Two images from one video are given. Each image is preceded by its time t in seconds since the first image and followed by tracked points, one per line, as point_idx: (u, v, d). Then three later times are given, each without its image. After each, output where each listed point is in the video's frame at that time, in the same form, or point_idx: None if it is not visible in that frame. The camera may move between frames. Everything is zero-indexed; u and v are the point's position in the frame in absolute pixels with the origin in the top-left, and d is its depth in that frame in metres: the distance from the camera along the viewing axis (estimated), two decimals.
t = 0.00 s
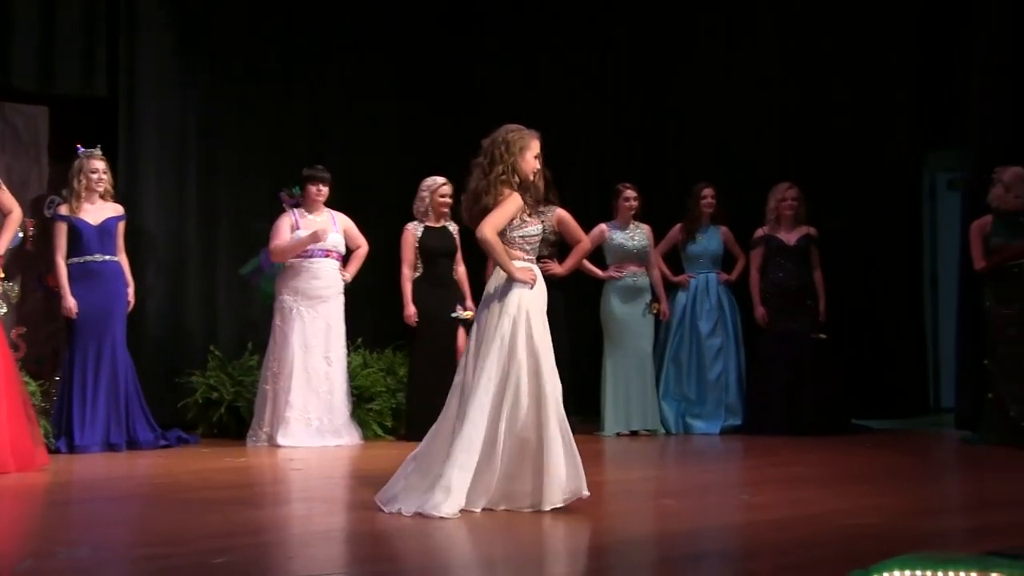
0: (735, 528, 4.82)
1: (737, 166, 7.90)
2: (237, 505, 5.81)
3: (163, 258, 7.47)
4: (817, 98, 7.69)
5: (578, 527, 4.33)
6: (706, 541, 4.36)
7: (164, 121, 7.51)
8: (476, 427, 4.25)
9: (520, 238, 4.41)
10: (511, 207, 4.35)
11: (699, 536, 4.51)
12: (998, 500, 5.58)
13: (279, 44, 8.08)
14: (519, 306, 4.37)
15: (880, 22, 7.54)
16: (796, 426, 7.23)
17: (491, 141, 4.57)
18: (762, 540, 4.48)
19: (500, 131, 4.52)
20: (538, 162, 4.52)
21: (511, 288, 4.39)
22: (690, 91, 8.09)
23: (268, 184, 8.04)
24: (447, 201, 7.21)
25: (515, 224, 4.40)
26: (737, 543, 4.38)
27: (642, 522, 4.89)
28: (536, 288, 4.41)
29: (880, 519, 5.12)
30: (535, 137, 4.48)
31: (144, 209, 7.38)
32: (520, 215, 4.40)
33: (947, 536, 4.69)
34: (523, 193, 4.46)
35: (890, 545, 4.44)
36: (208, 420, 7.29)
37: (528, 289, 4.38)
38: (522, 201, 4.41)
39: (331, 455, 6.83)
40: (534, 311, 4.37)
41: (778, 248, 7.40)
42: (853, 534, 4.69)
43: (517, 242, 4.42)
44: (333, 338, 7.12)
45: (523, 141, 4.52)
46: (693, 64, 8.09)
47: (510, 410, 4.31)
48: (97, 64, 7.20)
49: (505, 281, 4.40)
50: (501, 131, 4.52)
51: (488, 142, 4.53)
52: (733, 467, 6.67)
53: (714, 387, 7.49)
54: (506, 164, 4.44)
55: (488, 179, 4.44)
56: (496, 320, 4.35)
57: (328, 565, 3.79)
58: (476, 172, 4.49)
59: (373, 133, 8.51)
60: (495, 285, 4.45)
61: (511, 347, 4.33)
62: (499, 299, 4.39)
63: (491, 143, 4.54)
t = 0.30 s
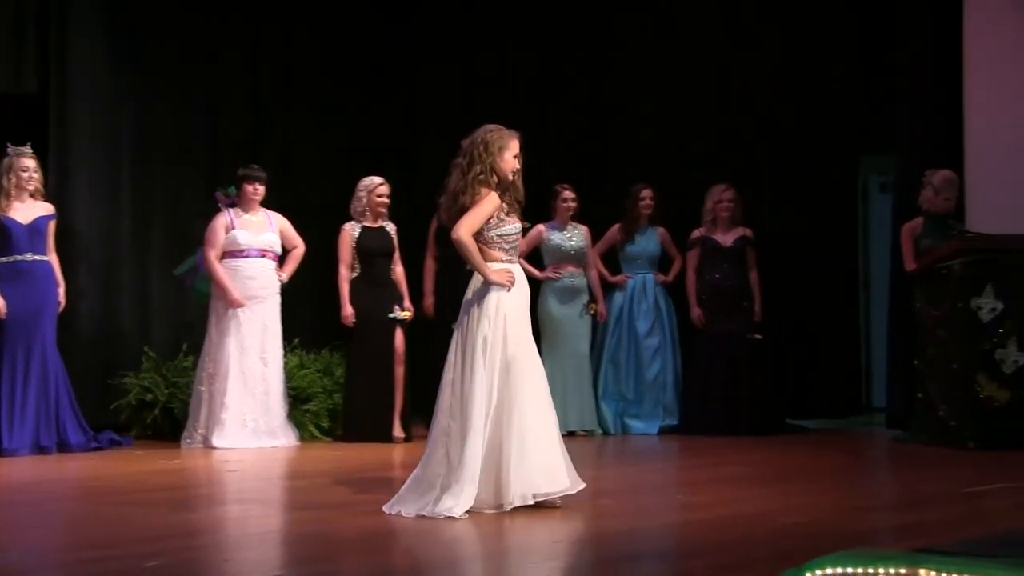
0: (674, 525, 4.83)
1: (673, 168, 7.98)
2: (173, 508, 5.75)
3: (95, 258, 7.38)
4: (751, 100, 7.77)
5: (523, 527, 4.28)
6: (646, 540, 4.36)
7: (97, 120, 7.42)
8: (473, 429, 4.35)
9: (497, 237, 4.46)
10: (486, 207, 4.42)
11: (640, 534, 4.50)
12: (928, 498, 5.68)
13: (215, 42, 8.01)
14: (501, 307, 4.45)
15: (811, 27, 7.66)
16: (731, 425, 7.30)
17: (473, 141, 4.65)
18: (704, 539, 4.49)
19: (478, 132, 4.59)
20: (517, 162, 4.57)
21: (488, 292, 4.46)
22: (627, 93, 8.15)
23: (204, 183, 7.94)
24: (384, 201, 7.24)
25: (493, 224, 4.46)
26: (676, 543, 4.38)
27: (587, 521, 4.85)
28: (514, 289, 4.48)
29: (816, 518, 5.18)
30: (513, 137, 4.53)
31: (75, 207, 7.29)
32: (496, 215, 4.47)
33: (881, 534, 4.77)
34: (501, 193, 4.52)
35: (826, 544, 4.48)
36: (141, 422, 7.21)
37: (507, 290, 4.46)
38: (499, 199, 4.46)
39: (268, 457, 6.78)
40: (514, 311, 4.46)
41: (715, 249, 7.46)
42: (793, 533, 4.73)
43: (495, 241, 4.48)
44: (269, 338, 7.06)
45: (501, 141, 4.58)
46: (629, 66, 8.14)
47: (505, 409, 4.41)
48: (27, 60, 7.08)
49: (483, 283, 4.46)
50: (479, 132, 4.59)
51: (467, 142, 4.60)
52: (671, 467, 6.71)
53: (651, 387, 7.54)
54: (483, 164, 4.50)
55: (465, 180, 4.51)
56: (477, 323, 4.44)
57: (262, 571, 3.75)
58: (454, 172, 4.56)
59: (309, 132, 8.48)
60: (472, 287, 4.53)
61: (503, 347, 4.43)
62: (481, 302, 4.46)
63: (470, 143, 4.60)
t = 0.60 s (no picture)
0: (622, 526, 4.81)
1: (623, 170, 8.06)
2: (120, 510, 5.68)
3: (42, 257, 7.29)
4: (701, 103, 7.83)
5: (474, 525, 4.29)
6: (593, 538, 4.35)
7: (42, 117, 7.34)
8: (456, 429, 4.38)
9: (465, 241, 4.51)
10: (454, 211, 4.46)
11: (585, 533, 4.47)
12: (875, 496, 5.74)
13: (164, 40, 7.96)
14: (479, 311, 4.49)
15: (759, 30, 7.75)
16: (682, 425, 7.34)
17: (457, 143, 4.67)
18: (644, 540, 4.44)
19: (458, 135, 4.61)
20: (494, 164, 4.57)
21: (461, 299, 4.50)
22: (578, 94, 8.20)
23: (152, 180, 7.84)
24: (336, 201, 7.23)
25: (462, 228, 4.51)
26: (619, 542, 4.36)
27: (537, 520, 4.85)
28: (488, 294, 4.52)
29: (762, 516, 5.21)
30: (489, 139, 4.52)
31: (20, 205, 7.21)
32: (466, 220, 4.50)
33: (826, 533, 4.80)
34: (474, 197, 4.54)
35: (766, 545, 4.44)
36: (89, 423, 7.12)
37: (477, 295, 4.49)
38: (468, 204, 4.49)
39: (219, 458, 6.73)
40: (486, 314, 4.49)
41: (665, 248, 7.51)
42: (736, 533, 4.72)
43: (464, 246, 4.52)
44: (220, 338, 7.01)
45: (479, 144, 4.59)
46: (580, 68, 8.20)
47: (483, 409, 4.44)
48: None
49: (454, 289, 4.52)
50: (459, 134, 4.60)
51: (447, 144, 4.63)
52: (622, 467, 6.73)
53: (602, 386, 7.56)
54: (456, 168, 4.52)
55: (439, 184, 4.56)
56: (455, 327, 4.47)
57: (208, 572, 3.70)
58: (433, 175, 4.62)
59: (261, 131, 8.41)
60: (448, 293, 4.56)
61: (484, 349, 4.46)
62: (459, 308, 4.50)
63: (450, 145, 4.63)
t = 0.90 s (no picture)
0: (622, 531, 4.58)
1: (621, 166, 7.89)
2: (102, 514, 5.50)
3: (24, 255, 7.13)
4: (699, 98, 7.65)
5: (465, 531, 4.12)
6: (591, 542, 4.15)
7: (22, 111, 7.17)
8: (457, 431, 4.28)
9: (466, 237, 4.41)
10: (456, 206, 4.36)
11: (582, 537, 4.24)
12: (880, 499, 5.56)
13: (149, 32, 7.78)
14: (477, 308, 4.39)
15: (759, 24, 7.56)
16: (681, 426, 7.17)
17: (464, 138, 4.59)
18: (642, 545, 4.20)
19: (465, 129, 4.52)
20: (501, 161, 4.49)
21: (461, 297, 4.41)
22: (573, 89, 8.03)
23: (136, 176, 7.66)
24: (327, 196, 7.05)
25: (463, 224, 4.41)
26: (616, 546, 4.14)
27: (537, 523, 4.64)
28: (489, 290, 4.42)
29: (763, 520, 5.02)
30: (495, 135, 4.45)
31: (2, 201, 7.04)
32: (467, 216, 4.41)
33: (830, 537, 4.60)
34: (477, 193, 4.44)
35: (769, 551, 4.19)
36: (73, 426, 6.93)
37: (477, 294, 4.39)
38: (470, 199, 4.39)
39: (207, 460, 6.56)
40: (487, 314, 4.39)
41: (663, 246, 7.33)
42: (738, 539, 4.49)
43: (465, 242, 4.43)
44: (207, 337, 6.82)
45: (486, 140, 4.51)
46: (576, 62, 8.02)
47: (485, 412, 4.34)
48: None
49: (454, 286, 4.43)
50: (465, 129, 4.52)
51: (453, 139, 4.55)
52: (620, 469, 6.55)
53: (600, 386, 7.38)
54: (460, 163, 4.43)
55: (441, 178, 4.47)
56: (453, 326, 4.38)
57: None
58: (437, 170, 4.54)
59: (249, 127, 8.25)
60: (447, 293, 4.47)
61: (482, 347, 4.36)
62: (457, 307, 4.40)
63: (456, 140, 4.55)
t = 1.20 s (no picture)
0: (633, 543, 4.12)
1: (629, 157, 7.51)
2: (70, 517, 5.21)
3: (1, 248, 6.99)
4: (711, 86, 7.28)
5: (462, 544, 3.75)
6: (601, 551, 3.76)
7: None
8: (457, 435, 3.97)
9: (481, 231, 4.08)
10: (471, 198, 4.03)
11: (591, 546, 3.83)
12: (895, 503, 5.23)
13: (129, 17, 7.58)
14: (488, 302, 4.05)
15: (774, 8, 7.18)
16: (692, 429, 6.80)
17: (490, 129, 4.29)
18: (653, 555, 3.75)
19: (487, 117, 4.21)
20: (523, 153, 4.16)
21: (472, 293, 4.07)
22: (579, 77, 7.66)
23: (117, 165, 7.48)
24: (321, 187, 6.68)
25: (478, 218, 4.08)
26: (621, 556, 3.70)
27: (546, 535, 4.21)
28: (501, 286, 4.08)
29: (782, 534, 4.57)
30: (519, 124, 4.12)
31: None
32: (483, 209, 4.07)
33: (854, 551, 4.14)
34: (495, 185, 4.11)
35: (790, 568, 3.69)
36: (50, 429, 6.60)
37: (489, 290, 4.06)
38: (487, 191, 4.06)
39: (192, 465, 6.19)
40: (498, 311, 4.05)
41: (675, 241, 6.95)
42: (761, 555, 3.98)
43: (479, 236, 4.09)
44: (193, 336, 6.45)
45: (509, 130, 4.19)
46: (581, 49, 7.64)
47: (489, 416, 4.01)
48: None
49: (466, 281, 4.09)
50: (488, 117, 4.21)
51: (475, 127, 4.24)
52: (628, 476, 6.16)
53: (608, 388, 7.02)
54: (480, 152, 4.11)
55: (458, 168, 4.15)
56: (459, 322, 4.05)
57: None
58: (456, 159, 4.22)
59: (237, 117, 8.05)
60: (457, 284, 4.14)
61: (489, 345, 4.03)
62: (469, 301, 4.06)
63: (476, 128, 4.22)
